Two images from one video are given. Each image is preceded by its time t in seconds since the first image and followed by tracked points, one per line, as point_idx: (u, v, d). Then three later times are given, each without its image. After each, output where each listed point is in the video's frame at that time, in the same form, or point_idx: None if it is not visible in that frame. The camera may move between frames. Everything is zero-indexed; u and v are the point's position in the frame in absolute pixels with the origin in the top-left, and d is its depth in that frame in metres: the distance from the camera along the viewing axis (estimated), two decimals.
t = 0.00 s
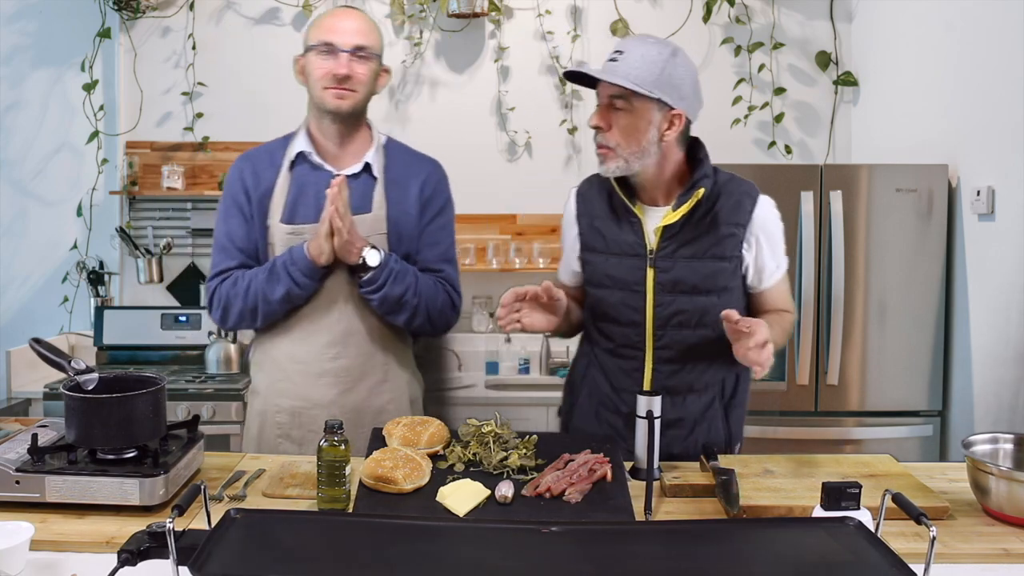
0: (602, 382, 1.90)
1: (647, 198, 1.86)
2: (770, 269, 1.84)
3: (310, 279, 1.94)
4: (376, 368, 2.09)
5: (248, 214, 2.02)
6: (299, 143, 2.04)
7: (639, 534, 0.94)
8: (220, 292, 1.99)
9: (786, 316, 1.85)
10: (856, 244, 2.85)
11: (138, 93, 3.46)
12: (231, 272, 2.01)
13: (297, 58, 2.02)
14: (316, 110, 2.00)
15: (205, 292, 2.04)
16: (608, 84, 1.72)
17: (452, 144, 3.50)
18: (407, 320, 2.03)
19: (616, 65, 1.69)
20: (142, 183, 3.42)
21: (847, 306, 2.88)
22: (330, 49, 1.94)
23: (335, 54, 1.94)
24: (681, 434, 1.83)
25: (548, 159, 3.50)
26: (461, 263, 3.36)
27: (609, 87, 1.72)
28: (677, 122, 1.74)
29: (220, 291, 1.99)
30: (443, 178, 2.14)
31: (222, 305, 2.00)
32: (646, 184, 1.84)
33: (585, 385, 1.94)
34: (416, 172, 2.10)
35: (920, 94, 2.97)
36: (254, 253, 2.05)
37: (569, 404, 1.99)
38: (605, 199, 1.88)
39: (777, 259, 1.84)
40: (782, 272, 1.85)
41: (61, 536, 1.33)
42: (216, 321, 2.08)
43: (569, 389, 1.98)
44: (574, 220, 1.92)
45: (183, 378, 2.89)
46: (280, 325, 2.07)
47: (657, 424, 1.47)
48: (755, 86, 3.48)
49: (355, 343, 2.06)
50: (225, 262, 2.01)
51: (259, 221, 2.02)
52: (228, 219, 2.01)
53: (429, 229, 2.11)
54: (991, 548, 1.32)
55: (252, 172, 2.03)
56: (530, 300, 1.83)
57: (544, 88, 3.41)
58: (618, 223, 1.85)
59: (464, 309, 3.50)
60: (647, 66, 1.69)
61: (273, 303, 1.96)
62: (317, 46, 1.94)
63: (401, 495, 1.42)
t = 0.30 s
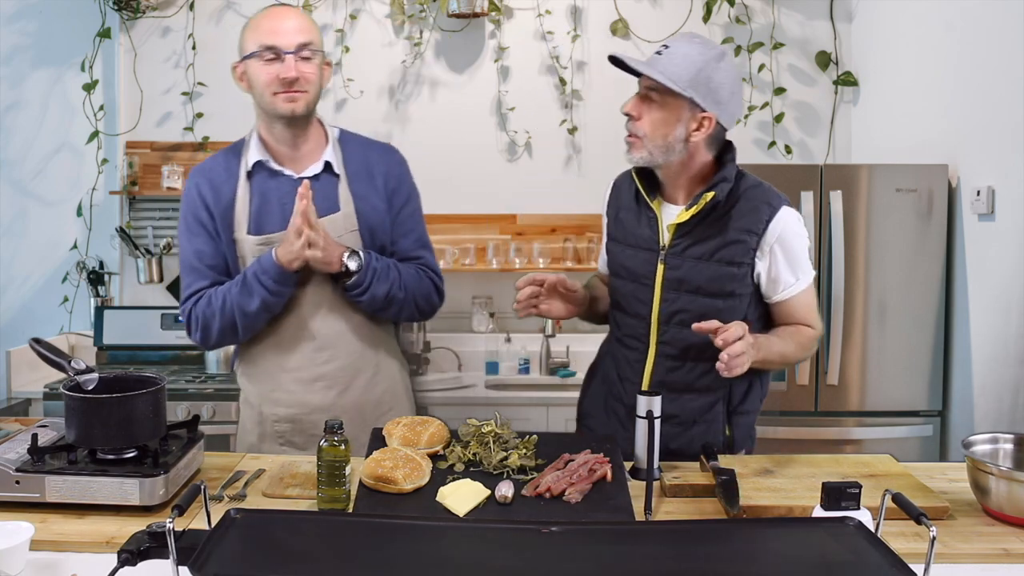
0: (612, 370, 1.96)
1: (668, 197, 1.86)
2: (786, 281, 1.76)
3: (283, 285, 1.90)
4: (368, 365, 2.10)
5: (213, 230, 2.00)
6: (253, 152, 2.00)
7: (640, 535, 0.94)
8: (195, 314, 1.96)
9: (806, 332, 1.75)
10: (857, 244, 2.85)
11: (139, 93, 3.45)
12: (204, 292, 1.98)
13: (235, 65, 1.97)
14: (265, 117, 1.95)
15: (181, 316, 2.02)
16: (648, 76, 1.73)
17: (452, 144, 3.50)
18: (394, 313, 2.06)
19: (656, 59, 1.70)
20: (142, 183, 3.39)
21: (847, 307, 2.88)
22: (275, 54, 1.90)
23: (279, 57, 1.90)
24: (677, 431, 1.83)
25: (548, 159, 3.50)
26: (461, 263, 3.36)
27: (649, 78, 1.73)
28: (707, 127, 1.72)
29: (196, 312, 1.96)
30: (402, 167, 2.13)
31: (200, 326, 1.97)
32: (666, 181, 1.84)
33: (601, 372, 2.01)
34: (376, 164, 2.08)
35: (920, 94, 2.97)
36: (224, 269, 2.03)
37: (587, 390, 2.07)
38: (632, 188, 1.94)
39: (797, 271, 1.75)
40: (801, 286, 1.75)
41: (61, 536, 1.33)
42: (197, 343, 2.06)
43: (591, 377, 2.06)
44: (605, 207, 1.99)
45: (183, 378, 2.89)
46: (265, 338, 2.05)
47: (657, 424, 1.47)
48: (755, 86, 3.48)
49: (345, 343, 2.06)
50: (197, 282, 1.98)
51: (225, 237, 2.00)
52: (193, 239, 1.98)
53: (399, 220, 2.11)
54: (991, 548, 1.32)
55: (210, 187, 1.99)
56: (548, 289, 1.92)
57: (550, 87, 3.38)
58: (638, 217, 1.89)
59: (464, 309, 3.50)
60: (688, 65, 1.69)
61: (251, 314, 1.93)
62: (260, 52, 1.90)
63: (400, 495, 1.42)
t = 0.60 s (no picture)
0: (613, 371, 1.94)
1: (671, 194, 1.87)
2: (790, 278, 1.78)
3: (279, 297, 1.89)
4: (368, 369, 2.09)
5: (205, 240, 1.98)
6: (245, 161, 1.98)
7: (639, 534, 0.94)
8: (188, 324, 1.94)
9: (805, 325, 1.77)
10: (856, 244, 2.85)
11: (138, 93, 3.46)
12: (196, 302, 1.95)
13: (221, 77, 1.92)
14: (258, 127, 1.92)
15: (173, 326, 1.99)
16: (688, 71, 1.71)
17: (452, 144, 3.50)
18: (412, 311, 2.08)
19: (702, 55, 1.67)
20: (142, 183, 3.42)
21: (846, 307, 2.88)
22: (270, 66, 1.86)
23: (275, 68, 1.87)
24: (683, 428, 1.83)
25: (548, 159, 3.50)
26: (461, 264, 3.35)
27: (686, 74, 1.71)
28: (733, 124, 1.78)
29: (189, 322, 1.94)
30: (393, 169, 2.11)
31: (193, 335, 1.95)
32: (680, 180, 1.83)
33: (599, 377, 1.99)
34: (369, 166, 2.07)
35: (920, 93, 2.97)
36: (216, 279, 2.01)
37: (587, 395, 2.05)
38: (634, 189, 1.92)
39: (800, 268, 1.78)
40: (802, 283, 1.79)
41: (61, 536, 1.33)
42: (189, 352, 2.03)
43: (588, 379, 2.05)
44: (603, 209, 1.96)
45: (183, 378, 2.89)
46: (263, 343, 2.03)
47: (657, 424, 1.47)
48: (755, 86, 3.48)
49: (345, 348, 2.06)
50: (188, 293, 1.96)
51: (218, 246, 1.98)
52: (185, 249, 1.96)
53: (395, 222, 2.11)
54: (991, 548, 1.32)
55: (200, 197, 1.97)
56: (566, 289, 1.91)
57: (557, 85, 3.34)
58: (642, 214, 1.87)
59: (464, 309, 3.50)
60: (728, 62, 1.70)
61: (246, 326, 1.91)
62: (255, 64, 1.86)
63: (401, 495, 1.42)
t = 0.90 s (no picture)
0: (601, 374, 1.88)
1: (651, 186, 1.93)
2: (761, 265, 1.92)
3: (285, 295, 1.89)
4: (370, 379, 2.09)
5: (229, 225, 1.99)
6: (281, 155, 1.99)
7: (638, 534, 0.94)
8: (196, 303, 1.95)
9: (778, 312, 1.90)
10: (856, 244, 2.85)
11: (138, 93, 3.46)
12: (207, 283, 1.96)
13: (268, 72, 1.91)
14: (302, 125, 1.92)
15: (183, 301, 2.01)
16: (670, 64, 1.80)
17: (452, 144, 3.50)
18: (430, 328, 2.06)
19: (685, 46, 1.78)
20: (142, 183, 3.43)
21: (847, 307, 2.88)
22: (319, 64, 1.86)
23: (324, 66, 1.86)
24: (684, 424, 1.85)
25: (548, 159, 3.50)
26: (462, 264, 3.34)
27: (668, 66, 1.81)
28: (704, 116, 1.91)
29: (196, 302, 1.95)
30: (429, 185, 2.09)
31: (199, 315, 1.96)
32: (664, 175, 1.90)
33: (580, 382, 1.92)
34: (403, 179, 2.06)
35: (920, 93, 2.97)
36: (233, 264, 2.01)
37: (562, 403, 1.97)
38: (606, 190, 1.90)
39: (765, 258, 1.93)
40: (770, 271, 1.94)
41: (61, 536, 1.33)
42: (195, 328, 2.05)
43: (562, 386, 1.97)
44: (572, 213, 1.91)
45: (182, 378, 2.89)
46: (266, 337, 2.05)
47: (657, 424, 1.47)
48: (755, 86, 3.48)
49: (348, 355, 2.07)
50: (203, 273, 1.97)
51: (240, 233, 1.99)
52: (207, 230, 1.97)
53: (421, 237, 2.09)
54: (991, 547, 1.32)
55: (231, 181, 1.99)
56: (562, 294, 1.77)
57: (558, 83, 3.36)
58: (622, 212, 1.87)
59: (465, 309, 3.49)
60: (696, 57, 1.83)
61: (249, 317, 1.91)
62: (303, 61, 1.86)
63: (401, 495, 1.42)
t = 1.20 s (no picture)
0: (580, 374, 1.96)
1: (620, 184, 2.03)
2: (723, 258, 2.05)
3: (301, 292, 1.93)
4: (373, 381, 2.08)
5: (246, 215, 2.04)
6: (302, 148, 2.05)
7: (639, 534, 0.94)
8: (212, 291, 2.00)
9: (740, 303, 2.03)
10: (857, 244, 2.85)
11: (138, 93, 3.47)
12: (225, 272, 2.01)
13: (297, 62, 1.98)
14: (321, 116, 1.97)
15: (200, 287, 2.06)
16: (624, 62, 1.93)
17: (452, 144, 3.50)
18: (412, 338, 2.03)
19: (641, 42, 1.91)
20: (142, 183, 3.43)
21: (847, 306, 2.88)
22: (339, 56, 1.92)
23: (345, 58, 1.92)
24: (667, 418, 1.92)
25: (548, 159, 3.50)
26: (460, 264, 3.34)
27: (624, 63, 1.93)
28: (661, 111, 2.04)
29: (212, 290, 2.00)
30: (443, 189, 2.12)
31: (213, 303, 2.01)
32: (630, 172, 2.00)
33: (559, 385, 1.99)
34: (418, 182, 2.09)
35: (920, 93, 2.97)
36: (248, 255, 2.06)
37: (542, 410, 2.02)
38: (574, 191, 2.00)
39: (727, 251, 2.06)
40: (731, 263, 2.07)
41: (61, 536, 1.33)
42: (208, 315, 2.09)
43: (541, 394, 2.03)
44: (541, 216, 2.00)
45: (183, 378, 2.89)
46: (275, 330, 2.07)
47: (656, 424, 1.47)
48: (755, 86, 3.48)
49: (352, 356, 2.06)
50: (220, 261, 2.02)
51: (255, 225, 2.04)
52: (226, 217, 2.03)
53: (432, 241, 2.10)
54: (991, 548, 1.32)
55: (252, 172, 2.05)
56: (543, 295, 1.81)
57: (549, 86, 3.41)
58: (593, 211, 1.96)
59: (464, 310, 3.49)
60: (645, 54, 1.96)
61: (262, 311, 1.96)
62: (326, 51, 1.92)
63: (401, 495, 1.42)
